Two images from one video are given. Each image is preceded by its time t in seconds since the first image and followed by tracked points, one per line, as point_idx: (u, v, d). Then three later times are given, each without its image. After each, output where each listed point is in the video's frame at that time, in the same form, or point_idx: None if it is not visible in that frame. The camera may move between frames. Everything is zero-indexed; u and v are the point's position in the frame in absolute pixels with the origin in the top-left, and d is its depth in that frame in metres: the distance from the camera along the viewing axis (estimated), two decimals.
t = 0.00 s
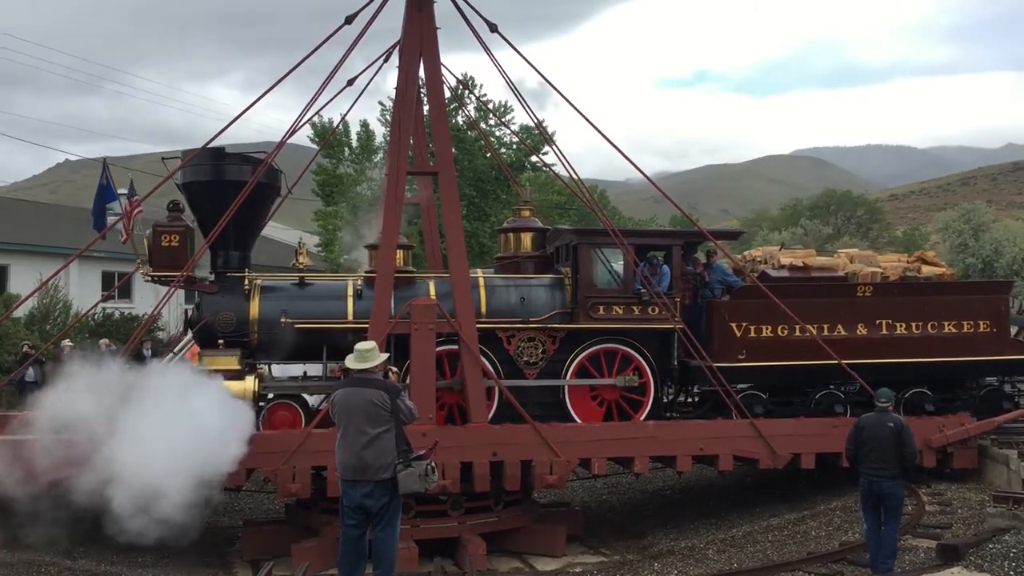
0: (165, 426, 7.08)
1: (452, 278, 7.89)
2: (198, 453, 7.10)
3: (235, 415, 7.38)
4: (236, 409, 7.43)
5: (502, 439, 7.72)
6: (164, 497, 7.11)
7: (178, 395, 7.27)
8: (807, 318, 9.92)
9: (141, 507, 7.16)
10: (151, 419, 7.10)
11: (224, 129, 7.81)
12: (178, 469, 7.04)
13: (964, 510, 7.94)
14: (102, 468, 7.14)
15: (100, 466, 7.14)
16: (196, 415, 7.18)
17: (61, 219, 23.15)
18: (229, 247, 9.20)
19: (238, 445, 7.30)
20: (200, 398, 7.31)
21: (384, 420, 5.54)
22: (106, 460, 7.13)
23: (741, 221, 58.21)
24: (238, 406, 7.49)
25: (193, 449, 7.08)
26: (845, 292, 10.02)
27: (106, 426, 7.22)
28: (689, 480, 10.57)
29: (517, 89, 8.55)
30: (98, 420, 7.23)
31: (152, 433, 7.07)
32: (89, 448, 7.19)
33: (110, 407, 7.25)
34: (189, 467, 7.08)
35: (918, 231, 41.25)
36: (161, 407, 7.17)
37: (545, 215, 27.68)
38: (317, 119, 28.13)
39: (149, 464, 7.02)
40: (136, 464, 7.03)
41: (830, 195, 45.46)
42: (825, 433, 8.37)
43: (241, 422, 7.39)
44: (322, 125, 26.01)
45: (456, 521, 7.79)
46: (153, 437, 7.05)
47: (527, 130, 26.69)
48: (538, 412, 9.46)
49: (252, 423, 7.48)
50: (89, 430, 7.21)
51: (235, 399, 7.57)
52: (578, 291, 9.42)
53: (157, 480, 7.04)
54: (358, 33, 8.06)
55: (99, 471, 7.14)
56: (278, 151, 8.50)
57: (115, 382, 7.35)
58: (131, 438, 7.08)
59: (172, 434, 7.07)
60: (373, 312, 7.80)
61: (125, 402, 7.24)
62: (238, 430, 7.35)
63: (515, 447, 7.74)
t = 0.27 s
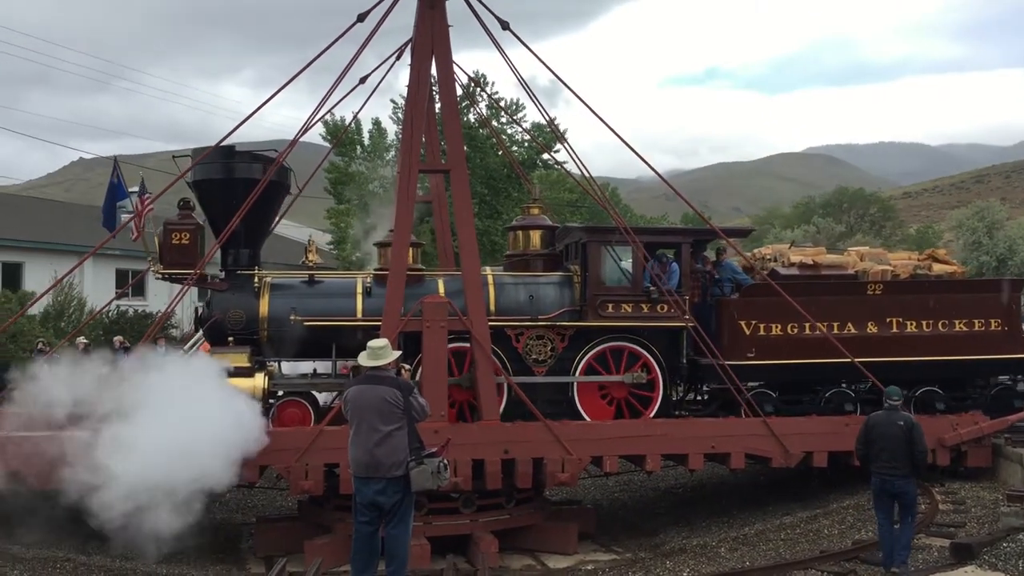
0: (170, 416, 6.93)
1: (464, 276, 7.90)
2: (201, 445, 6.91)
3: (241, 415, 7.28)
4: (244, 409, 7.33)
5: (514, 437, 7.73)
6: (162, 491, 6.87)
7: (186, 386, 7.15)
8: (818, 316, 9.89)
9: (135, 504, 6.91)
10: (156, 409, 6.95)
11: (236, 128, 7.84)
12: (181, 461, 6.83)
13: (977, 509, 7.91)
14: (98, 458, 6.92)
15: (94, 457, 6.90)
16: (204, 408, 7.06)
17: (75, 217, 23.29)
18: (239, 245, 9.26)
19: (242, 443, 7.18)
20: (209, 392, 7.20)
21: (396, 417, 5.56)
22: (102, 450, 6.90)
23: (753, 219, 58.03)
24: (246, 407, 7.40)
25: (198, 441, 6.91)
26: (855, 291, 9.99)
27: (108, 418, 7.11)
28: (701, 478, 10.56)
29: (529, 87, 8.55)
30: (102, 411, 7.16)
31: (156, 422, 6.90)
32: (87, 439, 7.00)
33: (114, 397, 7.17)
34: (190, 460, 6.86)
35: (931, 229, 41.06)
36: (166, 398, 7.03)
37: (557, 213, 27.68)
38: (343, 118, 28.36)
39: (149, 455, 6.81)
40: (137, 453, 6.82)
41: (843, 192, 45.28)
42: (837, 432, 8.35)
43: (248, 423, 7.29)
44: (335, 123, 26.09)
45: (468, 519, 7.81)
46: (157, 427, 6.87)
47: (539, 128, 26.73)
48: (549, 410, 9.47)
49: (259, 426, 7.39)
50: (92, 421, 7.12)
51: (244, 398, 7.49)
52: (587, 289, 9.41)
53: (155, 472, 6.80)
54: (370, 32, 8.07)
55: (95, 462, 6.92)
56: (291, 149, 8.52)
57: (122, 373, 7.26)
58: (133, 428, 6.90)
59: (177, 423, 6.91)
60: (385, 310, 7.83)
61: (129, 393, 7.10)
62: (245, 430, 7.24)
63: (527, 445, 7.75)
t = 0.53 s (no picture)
0: (174, 410, 6.95)
1: (475, 272, 7.91)
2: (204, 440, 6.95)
3: (248, 411, 7.31)
4: (251, 405, 7.36)
5: (526, 433, 7.73)
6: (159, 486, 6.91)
7: (192, 380, 7.18)
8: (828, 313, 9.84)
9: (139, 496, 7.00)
10: (161, 401, 6.99)
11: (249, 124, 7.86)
12: (183, 456, 6.89)
13: (991, 507, 7.87)
14: (96, 450, 6.94)
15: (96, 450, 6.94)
16: (206, 406, 7.06)
17: (89, 213, 23.42)
18: (247, 241, 9.31)
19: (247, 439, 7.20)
20: (215, 386, 7.23)
21: (408, 413, 5.57)
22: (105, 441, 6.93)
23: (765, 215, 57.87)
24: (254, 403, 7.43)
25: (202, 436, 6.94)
26: (865, 287, 9.94)
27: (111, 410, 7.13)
28: (714, 475, 10.54)
29: (541, 83, 8.53)
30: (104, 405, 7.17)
31: (160, 414, 6.94)
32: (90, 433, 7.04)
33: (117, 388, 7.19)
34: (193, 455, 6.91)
35: (945, 226, 40.83)
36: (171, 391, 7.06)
37: (569, 209, 27.68)
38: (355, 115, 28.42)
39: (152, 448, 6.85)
40: (135, 447, 6.85)
41: (856, 189, 45.11)
42: (849, 429, 8.32)
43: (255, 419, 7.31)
44: (346, 120, 26.14)
45: (479, 515, 7.82)
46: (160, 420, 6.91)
47: (550, 124, 26.72)
48: (560, 406, 9.47)
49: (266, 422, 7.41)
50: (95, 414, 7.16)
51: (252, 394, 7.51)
52: (595, 286, 9.40)
53: (157, 465, 6.85)
54: (381, 28, 8.07)
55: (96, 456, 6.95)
56: (303, 146, 8.53)
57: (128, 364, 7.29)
58: (137, 420, 6.94)
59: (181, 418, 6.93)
60: (397, 307, 7.84)
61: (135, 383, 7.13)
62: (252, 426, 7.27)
63: (538, 442, 7.75)
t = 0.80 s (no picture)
0: (177, 404, 7.04)
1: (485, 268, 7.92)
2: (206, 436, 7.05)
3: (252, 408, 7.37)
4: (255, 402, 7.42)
5: (536, 428, 7.75)
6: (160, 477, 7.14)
7: (194, 380, 7.17)
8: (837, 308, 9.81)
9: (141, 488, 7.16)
10: (163, 395, 7.03)
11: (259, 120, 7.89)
12: (184, 450, 7.02)
13: (1004, 503, 7.84)
14: (100, 442, 7.09)
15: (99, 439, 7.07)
16: (207, 409, 7.10)
17: (101, 209, 23.54)
18: (256, 237, 9.27)
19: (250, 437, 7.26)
20: (217, 387, 7.25)
21: (419, 408, 5.58)
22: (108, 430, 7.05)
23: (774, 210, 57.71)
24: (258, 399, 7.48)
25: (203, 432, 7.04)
26: (873, 282, 9.91)
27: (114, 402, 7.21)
28: (724, 471, 10.53)
29: (551, 78, 8.52)
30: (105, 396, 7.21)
31: (160, 415, 7.01)
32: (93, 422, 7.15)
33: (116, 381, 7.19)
34: (194, 449, 7.04)
35: (956, 221, 40.64)
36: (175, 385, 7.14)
37: (579, 204, 27.65)
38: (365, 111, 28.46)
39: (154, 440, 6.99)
40: (136, 444, 7.01)
41: (867, 183, 44.93)
42: (860, 424, 8.31)
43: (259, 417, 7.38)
44: (356, 116, 26.18)
45: (490, 510, 7.84)
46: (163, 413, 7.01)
47: (560, 119, 26.70)
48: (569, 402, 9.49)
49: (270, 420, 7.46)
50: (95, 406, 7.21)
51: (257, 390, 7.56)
52: (602, 281, 9.38)
53: (159, 459, 7.03)
54: (391, 24, 8.08)
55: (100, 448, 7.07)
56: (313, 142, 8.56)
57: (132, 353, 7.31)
58: (139, 411, 7.03)
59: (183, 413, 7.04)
60: (408, 302, 7.86)
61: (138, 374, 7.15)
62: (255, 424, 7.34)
63: (548, 437, 7.76)
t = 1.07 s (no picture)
0: (174, 408, 7.05)
1: (492, 263, 7.91)
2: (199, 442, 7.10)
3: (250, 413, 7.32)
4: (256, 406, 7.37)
5: (544, 423, 7.74)
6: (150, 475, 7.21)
7: (194, 384, 7.17)
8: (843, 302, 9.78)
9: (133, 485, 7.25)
10: (162, 394, 7.03)
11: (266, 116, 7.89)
12: (179, 450, 7.07)
13: (1013, 497, 7.82)
14: (93, 437, 7.11)
15: (93, 431, 7.09)
16: (204, 414, 7.12)
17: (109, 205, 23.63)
18: (261, 232, 9.33)
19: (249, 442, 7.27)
20: (217, 392, 7.24)
21: (427, 404, 5.58)
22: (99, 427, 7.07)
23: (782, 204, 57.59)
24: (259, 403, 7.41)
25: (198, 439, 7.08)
26: (878, 276, 9.87)
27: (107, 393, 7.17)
28: (733, 465, 10.53)
29: (557, 73, 8.51)
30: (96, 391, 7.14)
31: (157, 416, 7.04)
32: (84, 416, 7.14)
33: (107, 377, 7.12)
34: (195, 451, 7.09)
35: (966, 214, 40.51)
36: (175, 385, 7.12)
37: (586, 199, 27.63)
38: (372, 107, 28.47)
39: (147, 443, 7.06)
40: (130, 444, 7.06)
41: (875, 177, 44.81)
42: (870, 419, 8.29)
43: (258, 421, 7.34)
44: (363, 111, 26.18)
45: (498, 505, 7.84)
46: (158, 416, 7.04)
47: (567, 114, 26.67)
48: (576, 397, 9.48)
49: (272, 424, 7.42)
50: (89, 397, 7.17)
51: (263, 389, 7.51)
52: (607, 276, 9.33)
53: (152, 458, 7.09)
54: (397, 19, 8.06)
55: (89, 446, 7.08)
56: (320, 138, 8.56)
57: (132, 345, 7.24)
58: (135, 410, 7.03)
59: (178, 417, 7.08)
60: (415, 298, 7.86)
61: (133, 371, 7.11)
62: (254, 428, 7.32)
63: (556, 432, 7.75)
